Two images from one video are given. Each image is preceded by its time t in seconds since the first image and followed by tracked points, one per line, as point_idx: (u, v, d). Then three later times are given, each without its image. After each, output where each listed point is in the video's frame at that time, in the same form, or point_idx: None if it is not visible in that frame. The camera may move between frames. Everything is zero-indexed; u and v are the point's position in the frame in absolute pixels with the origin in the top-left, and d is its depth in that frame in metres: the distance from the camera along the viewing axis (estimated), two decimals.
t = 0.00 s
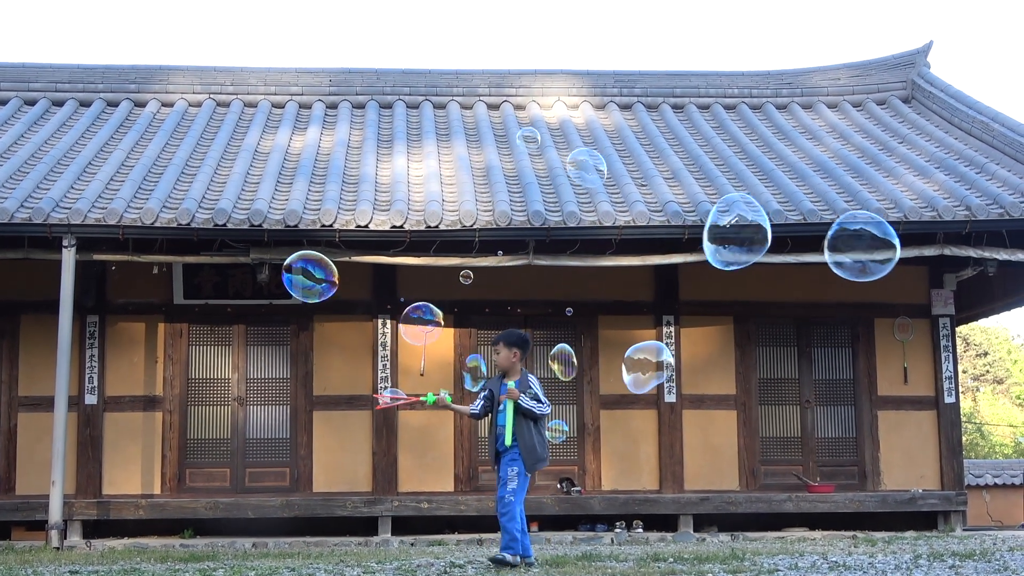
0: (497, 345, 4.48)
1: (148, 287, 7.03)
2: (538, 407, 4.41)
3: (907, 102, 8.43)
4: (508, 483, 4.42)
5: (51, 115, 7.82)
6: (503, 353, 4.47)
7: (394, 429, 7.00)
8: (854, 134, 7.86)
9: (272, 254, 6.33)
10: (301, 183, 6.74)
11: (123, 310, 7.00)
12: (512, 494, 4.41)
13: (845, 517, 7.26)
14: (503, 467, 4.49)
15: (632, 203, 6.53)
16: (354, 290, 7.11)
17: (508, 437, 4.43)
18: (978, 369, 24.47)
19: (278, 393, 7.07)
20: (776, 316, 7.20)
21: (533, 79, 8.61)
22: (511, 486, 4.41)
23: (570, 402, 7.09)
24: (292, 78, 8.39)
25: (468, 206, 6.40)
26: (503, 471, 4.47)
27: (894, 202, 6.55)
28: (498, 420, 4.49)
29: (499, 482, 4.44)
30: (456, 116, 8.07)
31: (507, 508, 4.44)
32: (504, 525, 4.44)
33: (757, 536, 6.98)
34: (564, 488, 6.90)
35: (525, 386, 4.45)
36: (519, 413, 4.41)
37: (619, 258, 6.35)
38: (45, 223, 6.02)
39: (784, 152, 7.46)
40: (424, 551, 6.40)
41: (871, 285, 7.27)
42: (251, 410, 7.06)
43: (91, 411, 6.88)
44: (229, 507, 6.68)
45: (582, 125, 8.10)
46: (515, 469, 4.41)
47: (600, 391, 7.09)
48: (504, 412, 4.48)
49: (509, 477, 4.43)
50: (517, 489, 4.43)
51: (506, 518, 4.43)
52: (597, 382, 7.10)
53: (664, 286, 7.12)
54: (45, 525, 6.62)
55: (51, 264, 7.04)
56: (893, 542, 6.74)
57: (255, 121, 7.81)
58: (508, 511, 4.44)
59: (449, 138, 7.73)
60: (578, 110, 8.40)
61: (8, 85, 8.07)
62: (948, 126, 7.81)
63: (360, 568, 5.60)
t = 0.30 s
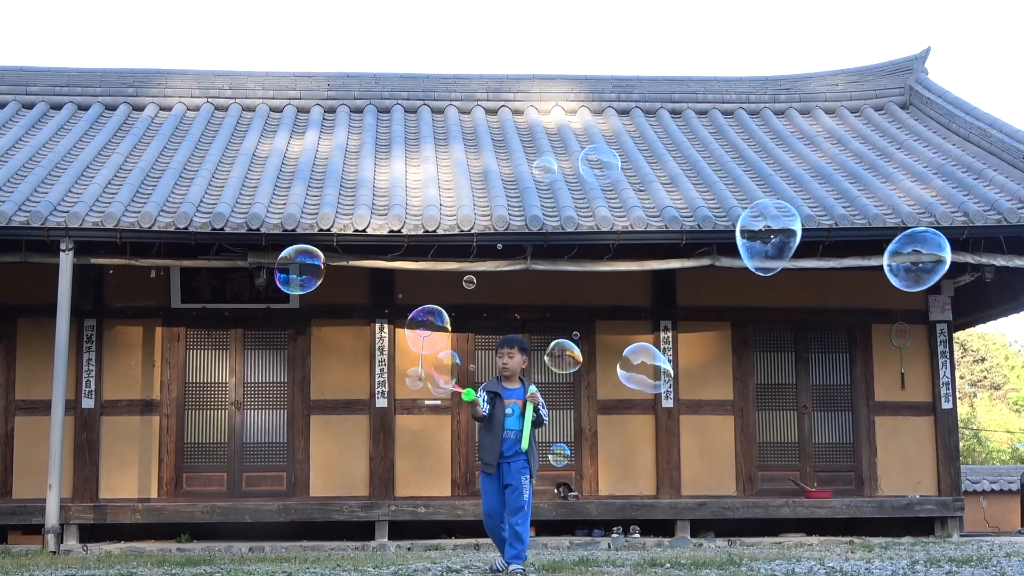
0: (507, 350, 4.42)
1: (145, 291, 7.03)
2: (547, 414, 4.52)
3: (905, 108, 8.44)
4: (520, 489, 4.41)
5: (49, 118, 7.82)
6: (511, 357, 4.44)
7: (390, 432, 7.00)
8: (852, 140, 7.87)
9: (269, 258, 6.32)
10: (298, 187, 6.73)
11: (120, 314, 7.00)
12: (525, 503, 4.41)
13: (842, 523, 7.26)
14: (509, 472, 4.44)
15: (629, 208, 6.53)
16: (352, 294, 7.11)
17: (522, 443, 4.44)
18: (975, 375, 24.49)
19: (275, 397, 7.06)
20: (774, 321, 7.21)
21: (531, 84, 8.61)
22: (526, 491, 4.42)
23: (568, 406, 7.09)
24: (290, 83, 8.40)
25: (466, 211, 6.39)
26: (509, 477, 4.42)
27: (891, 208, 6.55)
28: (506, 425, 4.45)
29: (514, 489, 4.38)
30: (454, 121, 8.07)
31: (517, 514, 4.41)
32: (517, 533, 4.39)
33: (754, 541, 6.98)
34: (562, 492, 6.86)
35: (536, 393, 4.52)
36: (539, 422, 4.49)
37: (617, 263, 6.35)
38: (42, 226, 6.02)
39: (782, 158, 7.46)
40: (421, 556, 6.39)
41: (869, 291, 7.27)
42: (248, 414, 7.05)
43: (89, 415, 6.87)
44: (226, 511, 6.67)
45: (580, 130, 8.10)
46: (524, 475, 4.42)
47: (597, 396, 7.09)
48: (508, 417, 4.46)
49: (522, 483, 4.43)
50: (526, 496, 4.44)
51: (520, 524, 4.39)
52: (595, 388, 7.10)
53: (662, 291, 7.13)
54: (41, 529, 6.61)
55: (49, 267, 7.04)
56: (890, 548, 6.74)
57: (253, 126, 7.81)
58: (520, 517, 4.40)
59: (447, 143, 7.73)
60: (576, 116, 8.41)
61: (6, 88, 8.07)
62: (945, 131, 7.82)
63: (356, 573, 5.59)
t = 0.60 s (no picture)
0: (511, 353, 4.29)
1: (143, 295, 7.03)
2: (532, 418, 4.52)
3: (903, 113, 8.45)
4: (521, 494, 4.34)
5: (48, 122, 7.82)
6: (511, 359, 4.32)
7: (388, 436, 6.99)
8: (850, 144, 7.87)
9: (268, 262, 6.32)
10: (296, 191, 6.73)
11: (118, 318, 7.00)
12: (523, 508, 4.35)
13: (840, 527, 7.26)
14: (512, 476, 4.33)
15: (627, 212, 6.53)
16: (350, 299, 7.11)
17: (525, 449, 4.39)
18: (973, 379, 24.53)
19: (272, 401, 7.06)
20: (772, 326, 7.21)
21: (529, 88, 8.62)
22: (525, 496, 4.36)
23: (566, 411, 7.08)
24: (288, 87, 8.40)
25: (464, 215, 6.39)
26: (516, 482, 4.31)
27: (889, 212, 6.55)
28: (511, 428, 4.32)
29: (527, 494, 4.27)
30: (452, 125, 8.07)
31: (516, 518, 4.34)
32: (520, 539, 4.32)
33: (751, 546, 6.97)
34: (559, 497, 6.87)
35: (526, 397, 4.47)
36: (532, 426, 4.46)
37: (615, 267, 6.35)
38: (40, 230, 6.01)
39: (780, 162, 7.47)
40: (418, 560, 6.38)
41: (867, 295, 7.28)
42: (245, 418, 7.04)
43: (86, 419, 6.87)
44: (224, 515, 6.67)
45: (578, 134, 8.11)
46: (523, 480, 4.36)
47: (595, 400, 7.08)
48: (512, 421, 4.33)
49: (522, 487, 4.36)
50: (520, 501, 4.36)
51: (520, 528, 4.34)
52: (593, 392, 7.10)
53: (659, 295, 7.13)
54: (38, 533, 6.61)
55: (47, 271, 7.04)
56: (888, 553, 6.74)
57: (251, 129, 7.81)
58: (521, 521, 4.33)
59: (445, 147, 7.74)
60: (573, 119, 8.41)
61: (4, 92, 8.07)
62: (943, 136, 7.83)
63: None
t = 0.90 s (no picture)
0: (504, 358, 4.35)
1: (140, 298, 7.02)
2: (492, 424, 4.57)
3: (900, 116, 8.46)
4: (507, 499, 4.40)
5: (45, 125, 7.82)
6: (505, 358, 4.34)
7: (385, 439, 6.99)
8: (847, 147, 7.88)
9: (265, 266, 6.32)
10: (293, 194, 6.74)
11: (115, 321, 7.00)
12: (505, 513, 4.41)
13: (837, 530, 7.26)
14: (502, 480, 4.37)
15: (624, 216, 6.54)
16: (347, 302, 7.11)
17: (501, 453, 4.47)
18: (970, 383, 24.57)
19: (270, 404, 7.06)
20: (770, 329, 7.21)
21: (526, 91, 8.63)
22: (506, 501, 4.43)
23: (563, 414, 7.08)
24: (285, 90, 8.40)
25: (461, 218, 6.40)
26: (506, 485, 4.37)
27: (886, 216, 6.56)
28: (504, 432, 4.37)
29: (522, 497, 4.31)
30: (449, 128, 8.08)
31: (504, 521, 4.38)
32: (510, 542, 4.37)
33: (748, 549, 6.98)
34: (556, 500, 6.88)
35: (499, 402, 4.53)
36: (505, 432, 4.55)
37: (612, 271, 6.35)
38: (37, 233, 6.01)
39: (776, 165, 7.48)
40: (415, 563, 6.38)
41: (864, 298, 7.28)
42: (242, 421, 7.05)
43: (83, 422, 6.87)
44: (221, 519, 6.67)
45: (575, 137, 8.11)
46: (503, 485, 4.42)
47: (592, 403, 7.08)
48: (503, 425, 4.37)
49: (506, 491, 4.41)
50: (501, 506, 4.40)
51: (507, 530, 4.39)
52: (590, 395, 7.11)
53: (656, 299, 7.13)
54: (35, 536, 6.61)
55: (44, 274, 7.04)
56: (885, 556, 6.74)
57: (248, 133, 7.82)
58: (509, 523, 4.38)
59: (443, 150, 7.74)
60: (570, 123, 8.41)
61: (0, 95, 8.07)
62: (940, 140, 7.84)
63: None
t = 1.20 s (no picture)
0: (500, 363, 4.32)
1: (137, 300, 7.03)
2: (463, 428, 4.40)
3: (897, 119, 8.47)
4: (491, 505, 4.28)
5: (41, 127, 7.82)
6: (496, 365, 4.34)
7: (382, 442, 6.99)
8: (844, 150, 7.88)
9: (262, 268, 6.31)
10: (290, 196, 6.73)
11: (112, 323, 6.99)
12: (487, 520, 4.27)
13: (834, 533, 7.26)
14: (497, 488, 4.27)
15: (621, 218, 6.54)
16: (345, 305, 7.11)
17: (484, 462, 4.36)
18: (967, 385, 24.60)
19: (267, 407, 7.05)
20: (767, 332, 7.22)
21: (523, 94, 8.63)
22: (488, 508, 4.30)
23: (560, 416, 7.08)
24: (282, 92, 8.40)
25: (458, 220, 6.39)
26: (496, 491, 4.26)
27: (883, 218, 6.56)
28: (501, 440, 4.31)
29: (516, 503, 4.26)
30: (446, 130, 8.08)
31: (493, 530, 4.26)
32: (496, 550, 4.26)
33: (745, 552, 6.97)
34: (553, 502, 6.88)
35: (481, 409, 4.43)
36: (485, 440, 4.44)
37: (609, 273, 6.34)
38: (34, 235, 6.01)
39: (774, 168, 7.48)
40: (412, 565, 6.38)
41: (861, 300, 7.28)
42: (239, 423, 7.04)
43: (80, 423, 6.86)
44: (217, 521, 6.66)
45: (572, 140, 8.11)
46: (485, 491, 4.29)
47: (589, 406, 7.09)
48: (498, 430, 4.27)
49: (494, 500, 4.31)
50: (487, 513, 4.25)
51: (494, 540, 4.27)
52: (587, 398, 7.12)
53: (654, 301, 7.12)
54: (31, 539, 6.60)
55: (41, 276, 7.03)
56: (882, 558, 6.74)
57: (245, 135, 7.81)
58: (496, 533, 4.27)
59: (440, 153, 7.74)
60: (567, 125, 8.41)
61: None
62: (937, 143, 7.84)
63: None
